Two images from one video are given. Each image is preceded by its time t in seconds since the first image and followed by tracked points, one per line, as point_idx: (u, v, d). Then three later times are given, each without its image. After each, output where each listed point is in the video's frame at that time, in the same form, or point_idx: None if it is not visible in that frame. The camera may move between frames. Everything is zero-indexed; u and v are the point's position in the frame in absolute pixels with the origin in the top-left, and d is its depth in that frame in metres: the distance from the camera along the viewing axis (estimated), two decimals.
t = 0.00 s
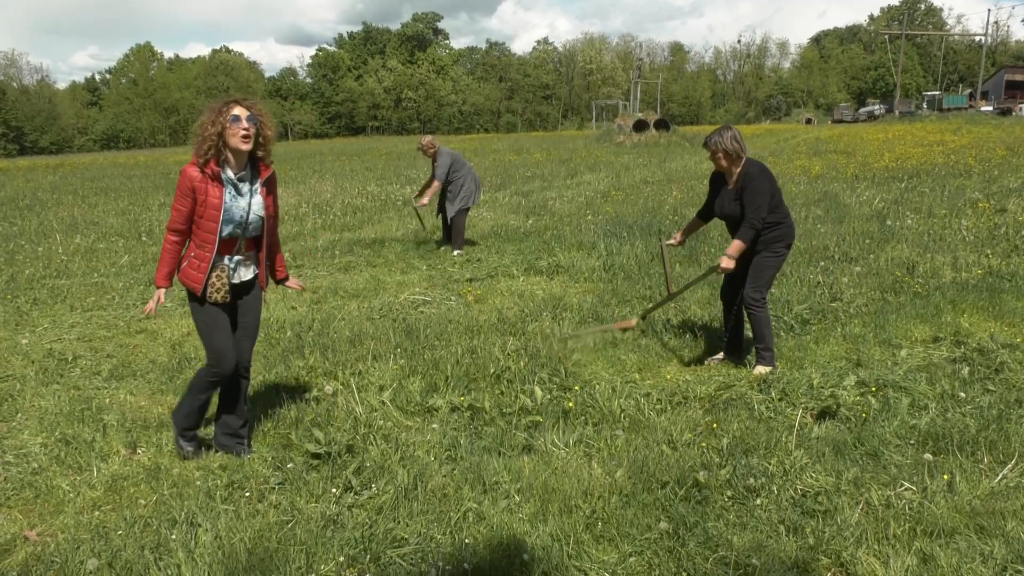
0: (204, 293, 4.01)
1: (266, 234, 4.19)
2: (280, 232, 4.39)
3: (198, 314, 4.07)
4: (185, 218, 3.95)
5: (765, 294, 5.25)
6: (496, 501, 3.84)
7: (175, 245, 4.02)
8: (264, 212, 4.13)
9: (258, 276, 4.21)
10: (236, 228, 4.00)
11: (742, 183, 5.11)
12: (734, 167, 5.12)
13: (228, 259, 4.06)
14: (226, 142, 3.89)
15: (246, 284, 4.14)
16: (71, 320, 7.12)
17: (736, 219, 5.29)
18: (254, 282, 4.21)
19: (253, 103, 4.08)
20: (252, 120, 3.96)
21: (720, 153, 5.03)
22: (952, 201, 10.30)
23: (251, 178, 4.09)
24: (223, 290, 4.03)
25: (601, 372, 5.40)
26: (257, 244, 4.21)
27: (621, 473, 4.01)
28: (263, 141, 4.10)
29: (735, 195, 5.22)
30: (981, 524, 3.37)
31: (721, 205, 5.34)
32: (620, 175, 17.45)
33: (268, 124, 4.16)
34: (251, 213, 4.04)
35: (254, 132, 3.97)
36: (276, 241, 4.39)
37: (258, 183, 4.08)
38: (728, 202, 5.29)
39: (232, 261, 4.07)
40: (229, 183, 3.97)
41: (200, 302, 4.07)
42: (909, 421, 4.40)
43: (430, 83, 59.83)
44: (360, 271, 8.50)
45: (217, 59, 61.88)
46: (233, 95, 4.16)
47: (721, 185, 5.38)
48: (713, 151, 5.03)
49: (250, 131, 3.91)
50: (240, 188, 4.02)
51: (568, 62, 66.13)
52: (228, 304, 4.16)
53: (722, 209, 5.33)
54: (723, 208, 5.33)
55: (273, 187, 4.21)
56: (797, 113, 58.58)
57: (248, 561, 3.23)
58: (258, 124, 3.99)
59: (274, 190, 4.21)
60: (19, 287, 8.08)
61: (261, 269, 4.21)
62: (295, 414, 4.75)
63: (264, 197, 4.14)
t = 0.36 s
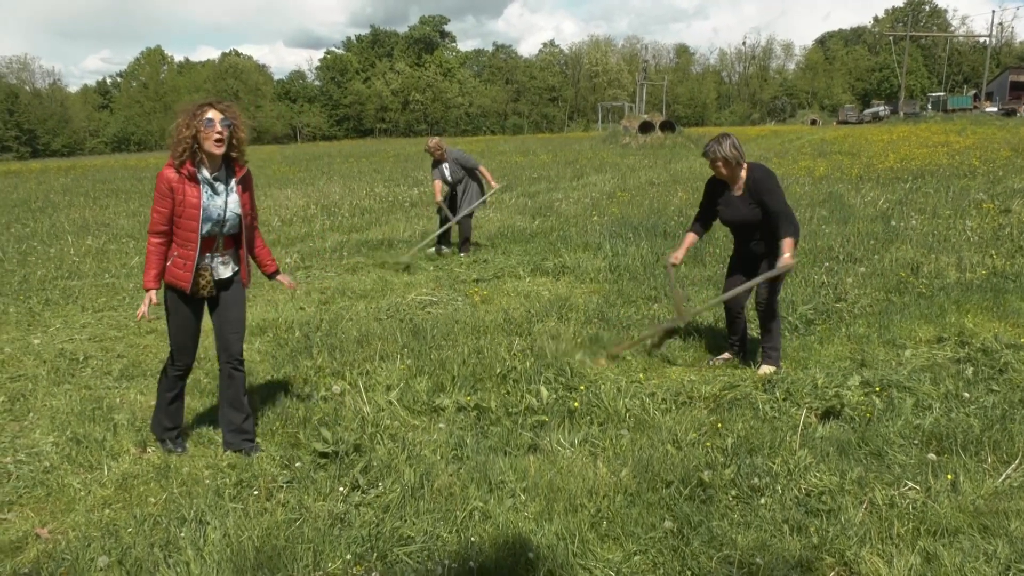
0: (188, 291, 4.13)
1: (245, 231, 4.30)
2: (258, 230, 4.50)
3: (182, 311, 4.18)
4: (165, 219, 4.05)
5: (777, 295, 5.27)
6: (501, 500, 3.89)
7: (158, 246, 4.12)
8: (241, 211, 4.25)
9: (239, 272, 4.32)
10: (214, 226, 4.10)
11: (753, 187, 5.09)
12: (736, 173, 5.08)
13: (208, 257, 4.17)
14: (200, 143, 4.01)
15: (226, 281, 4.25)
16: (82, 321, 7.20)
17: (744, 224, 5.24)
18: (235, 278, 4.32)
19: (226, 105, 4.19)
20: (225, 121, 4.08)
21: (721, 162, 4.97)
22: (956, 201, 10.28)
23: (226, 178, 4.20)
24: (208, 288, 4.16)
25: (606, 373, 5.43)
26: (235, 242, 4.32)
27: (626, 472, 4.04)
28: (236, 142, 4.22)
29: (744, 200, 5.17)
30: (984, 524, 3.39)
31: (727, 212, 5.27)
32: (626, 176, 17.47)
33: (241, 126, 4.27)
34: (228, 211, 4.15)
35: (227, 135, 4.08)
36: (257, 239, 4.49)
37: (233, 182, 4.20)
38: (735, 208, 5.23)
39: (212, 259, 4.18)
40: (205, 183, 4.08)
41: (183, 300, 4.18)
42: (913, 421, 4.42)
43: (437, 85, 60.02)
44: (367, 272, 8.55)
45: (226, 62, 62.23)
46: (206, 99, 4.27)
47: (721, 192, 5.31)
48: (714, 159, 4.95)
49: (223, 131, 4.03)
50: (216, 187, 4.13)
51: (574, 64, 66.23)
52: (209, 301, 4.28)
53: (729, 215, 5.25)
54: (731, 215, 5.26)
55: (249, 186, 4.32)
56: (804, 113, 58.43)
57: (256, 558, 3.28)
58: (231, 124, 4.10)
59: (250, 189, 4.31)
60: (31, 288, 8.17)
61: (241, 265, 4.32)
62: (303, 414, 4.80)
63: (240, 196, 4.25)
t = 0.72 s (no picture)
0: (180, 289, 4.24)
1: (230, 230, 4.46)
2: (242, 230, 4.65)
3: (173, 309, 4.30)
4: (156, 219, 4.14)
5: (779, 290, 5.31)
6: (512, 497, 3.93)
7: (147, 246, 4.21)
8: (228, 210, 4.41)
9: (225, 270, 4.48)
10: (204, 225, 4.25)
11: (763, 175, 5.20)
12: (739, 166, 5.21)
13: (197, 255, 4.30)
14: (188, 145, 4.14)
15: (213, 278, 4.40)
16: (99, 319, 7.30)
17: (747, 217, 5.29)
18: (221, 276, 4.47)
19: (213, 109, 4.32)
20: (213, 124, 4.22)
21: (723, 155, 5.11)
22: (968, 200, 10.25)
23: (212, 179, 4.36)
24: (196, 286, 4.30)
25: (616, 372, 5.47)
26: (220, 241, 4.47)
27: (636, 469, 4.08)
28: (222, 146, 4.37)
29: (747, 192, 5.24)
30: (994, 522, 3.40)
31: (730, 204, 5.31)
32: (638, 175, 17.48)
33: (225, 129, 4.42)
34: (216, 211, 4.30)
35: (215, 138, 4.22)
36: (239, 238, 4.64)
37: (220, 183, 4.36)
38: (739, 200, 5.28)
39: (201, 257, 4.32)
40: (194, 184, 4.22)
41: (174, 298, 4.30)
42: (923, 419, 4.43)
43: (449, 85, 60.19)
44: (380, 271, 8.62)
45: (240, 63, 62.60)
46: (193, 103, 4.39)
47: (723, 186, 5.38)
48: (717, 152, 5.09)
49: (211, 133, 4.17)
50: (203, 188, 4.27)
51: (585, 64, 66.25)
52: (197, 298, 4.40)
53: (733, 207, 5.29)
54: (734, 208, 5.30)
55: (233, 187, 4.49)
56: (816, 113, 58.11)
57: (270, 554, 3.35)
58: (218, 127, 4.25)
59: (234, 189, 4.48)
60: (49, 287, 8.29)
61: (227, 262, 4.47)
62: (316, 411, 4.85)
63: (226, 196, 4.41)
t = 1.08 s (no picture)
0: (183, 286, 4.30)
1: (232, 228, 4.54)
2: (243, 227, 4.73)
3: (177, 307, 4.36)
4: (157, 218, 4.20)
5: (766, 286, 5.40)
6: (522, 495, 3.96)
7: (149, 244, 4.27)
8: (229, 208, 4.48)
9: (227, 267, 4.56)
10: (205, 223, 4.32)
11: (756, 174, 5.18)
12: (742, 161, 5.24)
13: (200, 252, 4.37)
14: (189, 144, 4.20)
15: (217, 275, 4.47)
16: (113, 317, 7.38)
17: (742, 212, 5.36)
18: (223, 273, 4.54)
19: (214, 109, 4.36)
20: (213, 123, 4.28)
21: (728, 148, 5.15)
22: (980, 200, 10.20)
23: (213, 178, 4.42)
24: (200, 283, 4.35)
25: (626, 371, 5.49)
26: (223, 239, 4.54)
27: (646, 468, 4.10)
28: (223, 144, 4.42)
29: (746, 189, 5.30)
30: (1005, 523, 3.40)
31: (727, 198, 5.40)
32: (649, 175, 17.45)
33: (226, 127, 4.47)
34: (217, 209, 4.38)
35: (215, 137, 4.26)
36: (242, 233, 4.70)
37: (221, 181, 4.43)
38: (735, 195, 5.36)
39: (204, 254, 4.39)
40: (195, 183, 4.28)
41: (178, 295, 4.36)
42: (933, 419, 4.43)
43: (461, 85, 60.34)
44: (391, 270, 8.65)
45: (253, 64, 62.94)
46: (193, 103, 4.45)
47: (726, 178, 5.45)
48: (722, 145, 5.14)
49: (211, 133, 4.23)
50: (204, 187, 4.34)
51: (596, 64, 66.17)
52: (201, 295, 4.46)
53: (729, 201, 5.38)
54: (730, 201, 5.39)
55: (234, 184, 4.55)
56: (828, 112, 57.80)
57: (281, 551, 3.39)
58: (219, 127, 4.31)
59: (235, 187, 4.55)
60: (64, 285, 8.38)
61: (228, 259, 4.55)
62: (327, 408, 4.89)
63: (227, 194, 4.48)
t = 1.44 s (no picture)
0: (186, 286, 4.36)
1: (235, 229, 4.57)
2: (247, 228, 4.76)
3: (181, 306, 4.41)
4: (163, 219, 4.25)
5: (759, 297, 5.38)
6: (533, 496, 3.96)
7: (154, 245, 4.33)
8: (233, 210, 4.51)
9: (229, 267, 4.59)
10: (209, 225, 4.35)
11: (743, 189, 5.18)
12: (737, 173, 5.25)
13: (203, 253, 4.41)
14: (197, 149, 4.23)
15: (219, 274, 4.53)
16: (127, 317, 7.43)
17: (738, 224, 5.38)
18: (225, 273, 4.58)
19: (221, 114, 4.38)
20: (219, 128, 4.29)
21: (723, 161, 5.17)
22: (995, 201, 10.11)
23: (218, 181, 4.45)
24: (202, 282, 4.40)
25: (637, 373, 5.48)
26: (226, 240, 4.58)
27: (658, 470, 4.09)
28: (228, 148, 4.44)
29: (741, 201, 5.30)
30: (1020, 526, 3.37)
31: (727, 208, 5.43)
32: (661, 175, 17.42)
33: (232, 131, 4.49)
34: (221, 211, 4.40)
35: (220, 142, 4.29)
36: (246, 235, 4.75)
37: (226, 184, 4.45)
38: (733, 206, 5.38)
39: (207, 254, 4.44)
40: (200, 186, 4.31)
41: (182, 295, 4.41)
42: (947, 421, 4.39)
43: (472, 86, 60.43)
44: (403, 271, 8.67)
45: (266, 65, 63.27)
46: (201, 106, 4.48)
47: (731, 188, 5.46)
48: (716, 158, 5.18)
49: (218, 139, 4.25)
50: (209, 189, 4.36)
51: (608, 64, 66.07)
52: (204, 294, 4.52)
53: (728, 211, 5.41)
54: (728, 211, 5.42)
55: (239, 187, 4.57)
56: (840, 113, 57.50)
57: (293, 550, 3.41)
58: (225, 132, 4.33)
59: (240, 190, 4.57)
60: (79, 285, 8.44)
61: (231, 260, 4.59)
62: (339, 409, 4.91)
63: (232, 197, 4.51)
